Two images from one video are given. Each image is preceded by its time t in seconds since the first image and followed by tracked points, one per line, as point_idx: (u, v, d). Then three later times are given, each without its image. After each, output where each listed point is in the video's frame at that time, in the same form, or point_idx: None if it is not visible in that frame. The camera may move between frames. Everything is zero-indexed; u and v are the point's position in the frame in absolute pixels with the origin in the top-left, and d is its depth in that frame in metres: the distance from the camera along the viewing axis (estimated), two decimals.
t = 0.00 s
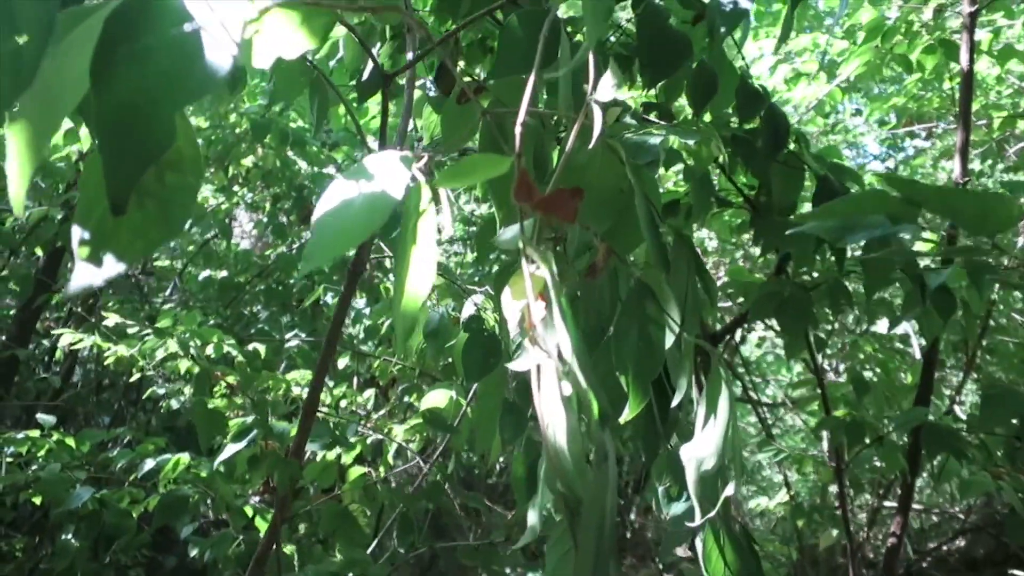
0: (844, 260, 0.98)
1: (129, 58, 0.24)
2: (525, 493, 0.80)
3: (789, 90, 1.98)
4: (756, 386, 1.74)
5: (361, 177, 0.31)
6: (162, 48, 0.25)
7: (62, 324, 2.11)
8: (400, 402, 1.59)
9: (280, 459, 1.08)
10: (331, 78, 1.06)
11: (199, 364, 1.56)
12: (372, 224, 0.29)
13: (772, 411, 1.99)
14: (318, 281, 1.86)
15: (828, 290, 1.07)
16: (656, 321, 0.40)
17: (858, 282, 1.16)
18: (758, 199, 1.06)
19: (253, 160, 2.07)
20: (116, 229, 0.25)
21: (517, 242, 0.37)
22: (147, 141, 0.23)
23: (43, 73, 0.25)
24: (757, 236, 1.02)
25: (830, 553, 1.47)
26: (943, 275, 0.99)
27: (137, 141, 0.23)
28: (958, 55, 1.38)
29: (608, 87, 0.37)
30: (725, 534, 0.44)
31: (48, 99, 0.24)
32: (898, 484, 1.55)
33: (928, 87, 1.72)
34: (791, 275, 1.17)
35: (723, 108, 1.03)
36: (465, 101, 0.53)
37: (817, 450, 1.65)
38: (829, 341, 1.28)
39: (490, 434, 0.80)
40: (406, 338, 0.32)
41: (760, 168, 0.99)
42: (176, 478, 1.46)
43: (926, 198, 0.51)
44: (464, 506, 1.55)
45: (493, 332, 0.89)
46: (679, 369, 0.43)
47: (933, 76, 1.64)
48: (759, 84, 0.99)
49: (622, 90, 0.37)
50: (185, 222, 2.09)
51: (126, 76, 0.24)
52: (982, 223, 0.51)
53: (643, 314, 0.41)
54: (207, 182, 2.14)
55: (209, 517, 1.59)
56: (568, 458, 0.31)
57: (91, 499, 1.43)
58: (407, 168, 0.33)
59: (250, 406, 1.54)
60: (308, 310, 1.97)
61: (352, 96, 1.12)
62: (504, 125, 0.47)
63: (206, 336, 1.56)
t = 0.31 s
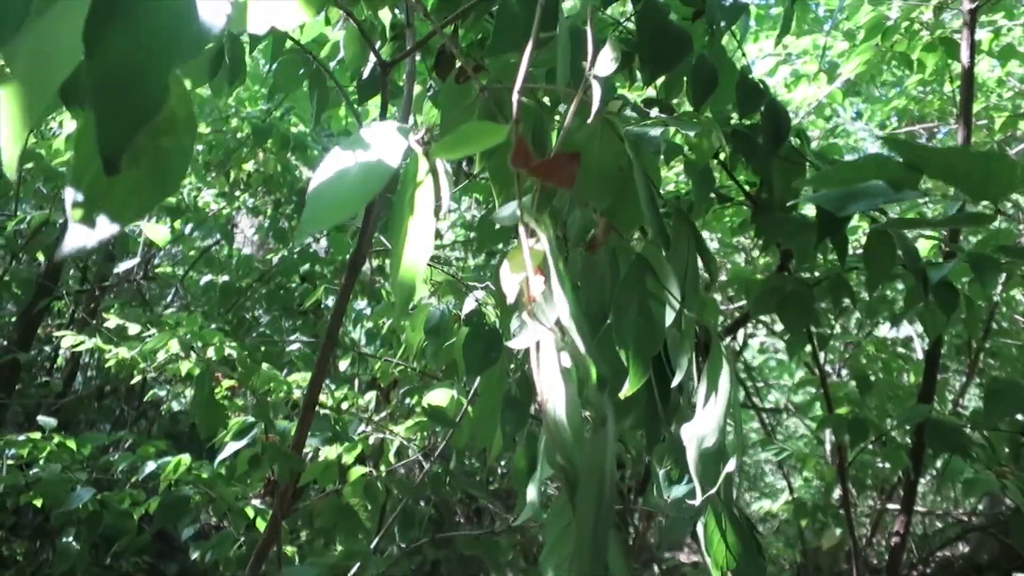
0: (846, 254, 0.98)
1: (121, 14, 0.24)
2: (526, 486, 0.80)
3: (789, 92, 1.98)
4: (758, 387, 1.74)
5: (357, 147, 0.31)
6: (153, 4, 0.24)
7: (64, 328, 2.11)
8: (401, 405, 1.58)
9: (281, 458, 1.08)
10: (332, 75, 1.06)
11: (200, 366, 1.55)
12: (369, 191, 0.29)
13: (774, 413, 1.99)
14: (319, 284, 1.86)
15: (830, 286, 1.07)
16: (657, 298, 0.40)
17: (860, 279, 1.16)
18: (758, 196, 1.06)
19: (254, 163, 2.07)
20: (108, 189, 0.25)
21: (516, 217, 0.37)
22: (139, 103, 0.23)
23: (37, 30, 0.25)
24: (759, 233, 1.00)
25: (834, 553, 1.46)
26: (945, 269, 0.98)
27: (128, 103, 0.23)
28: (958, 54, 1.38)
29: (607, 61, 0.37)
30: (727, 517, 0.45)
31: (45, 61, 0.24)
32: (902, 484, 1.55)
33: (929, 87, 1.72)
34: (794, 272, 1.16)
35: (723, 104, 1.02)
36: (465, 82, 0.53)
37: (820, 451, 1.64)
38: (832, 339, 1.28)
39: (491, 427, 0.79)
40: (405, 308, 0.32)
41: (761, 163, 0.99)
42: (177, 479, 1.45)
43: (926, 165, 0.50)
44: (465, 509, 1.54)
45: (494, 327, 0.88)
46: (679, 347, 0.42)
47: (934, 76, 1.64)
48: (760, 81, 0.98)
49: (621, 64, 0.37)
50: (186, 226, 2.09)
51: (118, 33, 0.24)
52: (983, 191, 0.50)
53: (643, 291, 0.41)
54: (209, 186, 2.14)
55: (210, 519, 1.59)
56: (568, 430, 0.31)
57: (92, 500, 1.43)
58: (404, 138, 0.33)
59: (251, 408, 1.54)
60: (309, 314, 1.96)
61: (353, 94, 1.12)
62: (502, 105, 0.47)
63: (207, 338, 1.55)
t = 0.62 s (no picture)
0: (849, 251, 0.98)
1: None
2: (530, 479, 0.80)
3: (790, 93, 1.99)
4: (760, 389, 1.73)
5: (364, 121, 0.31)
6: None
7: (66, 327, 2.11)
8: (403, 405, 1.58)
9: (284, 455, 1.07)
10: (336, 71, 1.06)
11: (202, 365, 1.55)
12: (378, 162, 0.29)
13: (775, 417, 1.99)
14: (321, 284, 1.86)
15: (833, 283, 1.06)
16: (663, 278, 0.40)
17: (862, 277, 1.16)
18: (760, 194, 1.06)
19: (257, 164, 2.07)
20: (119, 150, 0.25)
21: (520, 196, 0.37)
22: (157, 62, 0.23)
23: None
24: (761, 229, 1.01)
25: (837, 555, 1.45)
26: (948, 267, 0.98)
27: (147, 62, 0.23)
28: (959, 54, 1.39)
29: (614, 40, 0.37)
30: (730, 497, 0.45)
31: (59, 25, 0.24)
32: (904, 487, 1.54)
33: (930, 90, 1.72)
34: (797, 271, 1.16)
35: (726, 101, 1.02)
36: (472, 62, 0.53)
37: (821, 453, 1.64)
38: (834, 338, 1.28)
39: (494, 424, 0.80)
40: (411, 282, 0.32)
41: (764, 160, 0.98)
42: (178, 477, 1.45)
43: (930, 136, 0.50)
44: (467, 509, 1.54)
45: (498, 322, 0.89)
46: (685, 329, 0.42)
47: (935, 79, 1.64)
48: (762, 79, 0.98)
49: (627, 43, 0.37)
50: (188, 226, 2.09)
51: None
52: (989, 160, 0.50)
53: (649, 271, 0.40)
54: (212, 186, 2.14)
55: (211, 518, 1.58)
56: (573, 404, 0.31)
57: (93, 498, 1.42)
58: (411, 112, 0.33)
59: (253, 407, 1.54)
60: (311, 315, 1.97)
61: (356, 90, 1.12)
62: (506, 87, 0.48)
63: (209, 336, 1.55)
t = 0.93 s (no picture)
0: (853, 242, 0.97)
1: None
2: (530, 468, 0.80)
3: (795, 88, 1.98)
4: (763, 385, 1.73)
5: (362, 90, 0.30)
6: None
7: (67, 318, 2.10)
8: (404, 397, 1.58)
9: (284, 444, 1.07)
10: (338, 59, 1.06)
11: (203, 355, 1.55)
12: (376, 131, 0.29)
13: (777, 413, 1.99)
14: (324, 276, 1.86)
15: (836, 276, 1.06)
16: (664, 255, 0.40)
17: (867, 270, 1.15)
18: (765, 185, 1.05)
19: (260, 156, 2.07)
20: (108, 113, 0.27)
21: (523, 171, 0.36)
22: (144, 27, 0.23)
23: None
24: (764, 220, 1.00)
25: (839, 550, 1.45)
26: (953, 259, 0.97)
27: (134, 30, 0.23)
28: (966, 48, 1.38)
29: (616, 13, 0.37)
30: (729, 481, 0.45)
31: None
32: (907, 483, 1.54)
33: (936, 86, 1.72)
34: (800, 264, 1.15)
35: (731, 91, 1.02)
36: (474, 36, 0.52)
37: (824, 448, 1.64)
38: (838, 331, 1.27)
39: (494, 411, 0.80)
40: (409, 255, 0.31)
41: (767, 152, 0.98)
42: (180, 467, 1.45)
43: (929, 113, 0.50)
44: (467, 502, 1.54)
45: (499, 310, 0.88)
46: (687, 309, 0.42)
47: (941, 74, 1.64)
48: (767, 69, 0.97)
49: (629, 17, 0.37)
50: (191, 218, 2.09)
51: None
52: (998, 131, 0.45)
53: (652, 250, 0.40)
54: (214, 178, 2.13)
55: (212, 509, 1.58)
56: (572, 378, 0.30)
57: (95, 487, 1.42)
58: (410, 82, 0.32)
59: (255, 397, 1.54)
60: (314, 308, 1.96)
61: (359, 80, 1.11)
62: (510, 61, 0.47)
63: (211, 327, 1.55)
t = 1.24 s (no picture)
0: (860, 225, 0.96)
1: None
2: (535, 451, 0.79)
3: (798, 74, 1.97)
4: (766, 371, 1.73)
5: (372, 57, 0.30)
6: None
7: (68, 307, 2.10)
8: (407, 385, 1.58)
9: (287, 429, 1.07)
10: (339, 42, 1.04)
11: (205, 343, 1.54)
12: (386, 99, 0.28)
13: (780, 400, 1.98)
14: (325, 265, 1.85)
15: (842, 260, 1.05)
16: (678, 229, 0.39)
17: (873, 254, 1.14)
18: (770, 169, 1.04)
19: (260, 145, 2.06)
20: (113, 73, 0.26)
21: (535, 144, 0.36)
22: None
23: None
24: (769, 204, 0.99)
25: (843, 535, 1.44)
26: (961, 241, 0.96)
27: None
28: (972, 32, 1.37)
29: None
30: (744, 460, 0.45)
31: None
32: (910, 469, 1.53)
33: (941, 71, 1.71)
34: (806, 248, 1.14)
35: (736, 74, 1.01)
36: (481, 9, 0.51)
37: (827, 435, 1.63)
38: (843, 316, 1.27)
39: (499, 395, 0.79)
40: (420, 227, 0.30)
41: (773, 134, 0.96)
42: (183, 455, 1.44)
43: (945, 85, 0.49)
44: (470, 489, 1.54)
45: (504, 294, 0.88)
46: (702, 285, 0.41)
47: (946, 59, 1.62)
48: (774, 50, 0.96)
49: None
50: (191, 207, 2.08)
51: None
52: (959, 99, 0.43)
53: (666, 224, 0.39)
54: (214, 167, 2.12)
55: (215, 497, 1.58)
56: (588, 352, 0.30)
57: (97, 474, 1.42)
58: (420, 50, 0.31)
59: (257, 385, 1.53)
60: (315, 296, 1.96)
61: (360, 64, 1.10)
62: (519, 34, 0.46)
63: (212, 315, 1.54)
